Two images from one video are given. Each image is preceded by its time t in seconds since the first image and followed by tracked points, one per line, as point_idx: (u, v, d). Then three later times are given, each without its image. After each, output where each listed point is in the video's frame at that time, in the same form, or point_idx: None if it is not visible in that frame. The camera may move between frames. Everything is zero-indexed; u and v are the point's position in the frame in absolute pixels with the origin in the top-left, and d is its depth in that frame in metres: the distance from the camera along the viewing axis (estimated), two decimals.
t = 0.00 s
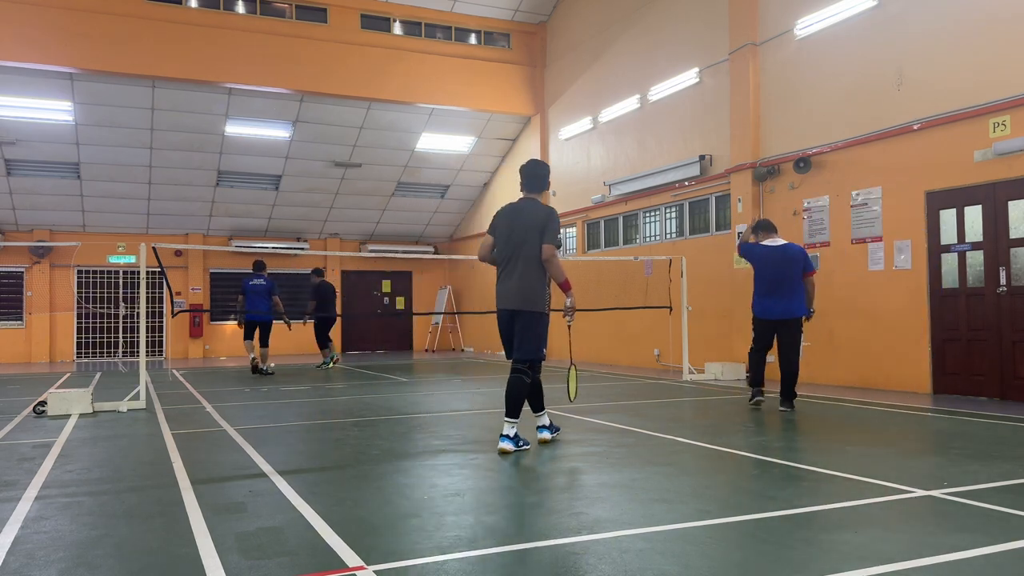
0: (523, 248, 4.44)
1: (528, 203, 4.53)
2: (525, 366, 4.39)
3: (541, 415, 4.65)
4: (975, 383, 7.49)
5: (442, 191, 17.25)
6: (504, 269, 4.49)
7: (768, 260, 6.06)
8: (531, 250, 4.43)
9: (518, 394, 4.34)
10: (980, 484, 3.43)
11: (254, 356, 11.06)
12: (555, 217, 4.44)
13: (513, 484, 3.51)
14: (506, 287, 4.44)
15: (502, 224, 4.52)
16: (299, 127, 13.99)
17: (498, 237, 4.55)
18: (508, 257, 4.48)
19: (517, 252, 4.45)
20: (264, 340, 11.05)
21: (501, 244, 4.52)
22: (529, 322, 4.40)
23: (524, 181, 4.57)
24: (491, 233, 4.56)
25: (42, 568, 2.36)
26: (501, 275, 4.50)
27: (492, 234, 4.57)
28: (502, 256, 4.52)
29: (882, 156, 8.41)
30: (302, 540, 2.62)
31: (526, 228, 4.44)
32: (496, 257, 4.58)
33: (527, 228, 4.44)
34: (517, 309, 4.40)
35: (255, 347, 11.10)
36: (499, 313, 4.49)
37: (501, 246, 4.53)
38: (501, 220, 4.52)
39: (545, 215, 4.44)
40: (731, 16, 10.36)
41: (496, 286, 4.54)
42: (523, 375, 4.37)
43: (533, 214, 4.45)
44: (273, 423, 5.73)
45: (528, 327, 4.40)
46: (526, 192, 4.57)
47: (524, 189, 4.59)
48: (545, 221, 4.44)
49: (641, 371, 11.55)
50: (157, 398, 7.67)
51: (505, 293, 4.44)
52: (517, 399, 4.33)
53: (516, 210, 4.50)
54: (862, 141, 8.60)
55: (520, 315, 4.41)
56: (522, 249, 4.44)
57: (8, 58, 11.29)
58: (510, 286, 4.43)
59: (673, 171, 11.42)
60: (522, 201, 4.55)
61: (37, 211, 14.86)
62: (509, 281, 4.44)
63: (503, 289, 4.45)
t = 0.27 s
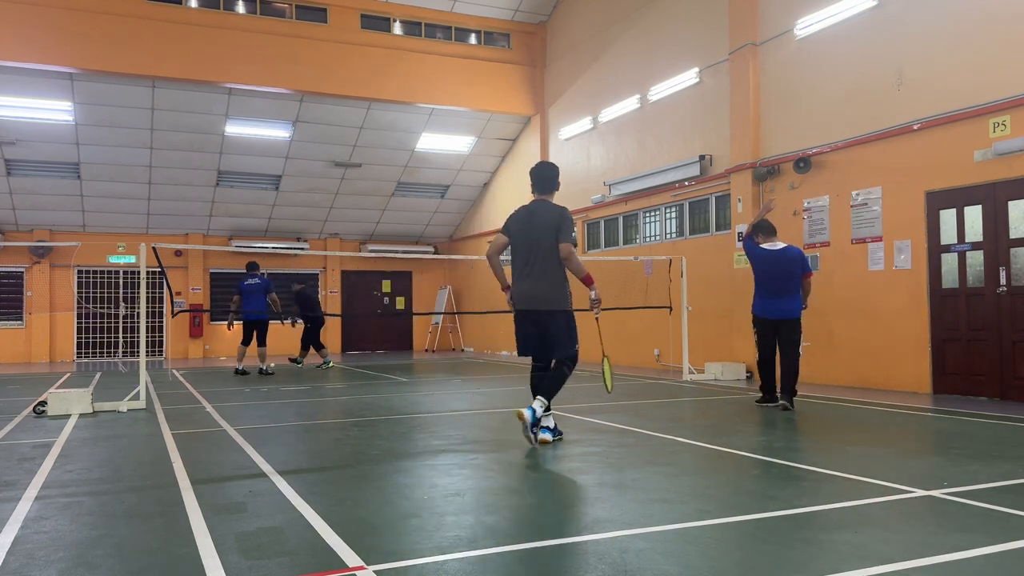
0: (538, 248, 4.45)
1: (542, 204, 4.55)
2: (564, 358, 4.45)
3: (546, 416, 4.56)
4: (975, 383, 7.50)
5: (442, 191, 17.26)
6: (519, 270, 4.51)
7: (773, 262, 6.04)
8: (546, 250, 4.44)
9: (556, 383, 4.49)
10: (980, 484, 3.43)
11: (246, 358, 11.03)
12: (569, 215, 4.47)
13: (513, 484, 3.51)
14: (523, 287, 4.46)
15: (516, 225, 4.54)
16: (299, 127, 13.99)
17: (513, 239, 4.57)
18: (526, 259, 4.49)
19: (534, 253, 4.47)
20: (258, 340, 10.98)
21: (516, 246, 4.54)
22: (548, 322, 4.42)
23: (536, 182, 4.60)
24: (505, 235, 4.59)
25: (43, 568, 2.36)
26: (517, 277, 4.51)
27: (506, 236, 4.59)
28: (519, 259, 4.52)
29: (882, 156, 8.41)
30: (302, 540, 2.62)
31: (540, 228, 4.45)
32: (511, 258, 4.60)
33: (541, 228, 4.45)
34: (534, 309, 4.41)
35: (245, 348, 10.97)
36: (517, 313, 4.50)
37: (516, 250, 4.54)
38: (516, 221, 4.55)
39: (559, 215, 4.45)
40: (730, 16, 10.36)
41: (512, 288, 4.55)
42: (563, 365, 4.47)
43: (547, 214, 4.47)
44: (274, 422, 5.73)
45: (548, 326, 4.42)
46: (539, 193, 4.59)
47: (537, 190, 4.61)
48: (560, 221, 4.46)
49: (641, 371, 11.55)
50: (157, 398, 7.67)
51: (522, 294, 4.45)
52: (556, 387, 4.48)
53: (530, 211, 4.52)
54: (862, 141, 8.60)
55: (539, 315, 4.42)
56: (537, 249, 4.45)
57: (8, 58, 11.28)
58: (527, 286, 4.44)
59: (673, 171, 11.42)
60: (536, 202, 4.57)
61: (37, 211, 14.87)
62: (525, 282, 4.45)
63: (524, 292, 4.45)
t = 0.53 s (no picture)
0: (557, 250, 4.62)
1: (558, 206, 4.73)
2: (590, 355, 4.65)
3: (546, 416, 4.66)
4: (975, 383, 7.50)
5: (442, 191, 17.27)
6: (537, 271, 4.67)
7: (786, 262, 6.09)
8: (565, 252, 4.62)
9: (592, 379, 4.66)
10: (980, 484, 3.43)
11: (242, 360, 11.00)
12: (587, 218, 4.69)
13: (513, 483, 3.51)
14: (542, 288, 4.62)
15: (533, 227, 4.70)
16: (299, 127, 13.99)
17: (531, 241, 4.69)
18: (547, 260, 4.64)
19: (555, 255, 4.62)
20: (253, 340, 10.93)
21: (533, 247, 4.69)
22: (568, 321, 4.61)
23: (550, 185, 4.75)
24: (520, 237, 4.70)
25: (43, 568, 2.36)
26: (534, 278, 4.67)
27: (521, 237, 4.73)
28: (539, 261, 4.66)
29: (882, 156, 8.40)
30: (302, 540, 2.62)
31: (559, 231, 4.63)
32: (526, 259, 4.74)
33: (560, 231, 4.63)
34: (554, 310, 4.59)
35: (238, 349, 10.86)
36: (536, 313, 4.66)
37: (535, 251, 4.66)
38: (532, 223, 4.70)
39: (577, 218, 4.65)
40: (730, 15, 10.36)
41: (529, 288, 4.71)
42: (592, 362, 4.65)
43: (564, 217, 4.65)
44: (274, 422, 5.73)
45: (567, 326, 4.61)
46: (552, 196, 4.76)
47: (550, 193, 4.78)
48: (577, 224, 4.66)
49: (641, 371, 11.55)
50: (157, 398, 7.68)
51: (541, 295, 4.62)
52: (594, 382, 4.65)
53: (546, 214, 4.69)
54: (862, 141, 8.60)
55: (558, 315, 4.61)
56: (556, 251, 4.62)
57: (8, 58, 11.28)
58: (547, 287, 4.61)
59: (673, 171, 11.42)
60: (551, 205, 4.74)
61: (37, 211, 14.87)
62: (545, 283, 4.62)
63: (547, 292, 4.60)
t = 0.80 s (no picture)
0: (581, 250, 4.73)
1: (581, 209, 4.83)
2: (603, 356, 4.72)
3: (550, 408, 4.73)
4: (975, 383, 7.50)
5: (442, 191, 17.27)
6: (560, 269, 4.75)
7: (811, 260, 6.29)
8: (589, 252, 4.75)
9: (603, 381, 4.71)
10: (980, 484, 3.42)
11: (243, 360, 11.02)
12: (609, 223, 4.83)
13: (513, 483, 3.51)
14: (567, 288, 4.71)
15: (556, 227, 4.78)
16: (299, 127, 13.99)
17: (555, 241, 4.77)
18: (571, 261, 4.73)
19: (579, 256, 4.73)
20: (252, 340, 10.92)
21: (556, 247, 4.77)
22: (589, 320, 4.72)
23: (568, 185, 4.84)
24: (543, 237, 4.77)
25: (43, 568, 2.36)
26: (557, 277, 4.75)
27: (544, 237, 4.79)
28: (562, 261, 4.75)
29: (882, 156, 8.40)
30: (302, 541, 2.62)
31: (582, 231, 4.75)
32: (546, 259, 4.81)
33: (584, 232, 4.74)
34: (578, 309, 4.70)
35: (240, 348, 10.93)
36: (558, 312, 4.74)
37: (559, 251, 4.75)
38: (557, 224, 4.78)
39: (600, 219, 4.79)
40: (730, 15, 10.36)
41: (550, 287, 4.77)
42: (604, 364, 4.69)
43: (586, 217, 4.77)
44: (274, 422, 5.73)
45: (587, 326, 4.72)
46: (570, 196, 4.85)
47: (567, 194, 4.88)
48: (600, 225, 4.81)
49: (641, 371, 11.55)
50: (157, 398, 7.68)
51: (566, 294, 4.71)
52: (609, 384, 4.67)
53: (569, 214, 4.79)
54: (862, 141, 8.60)
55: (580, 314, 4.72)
56: (580, 251, 4.73)
57: (8, 58, 11.28)
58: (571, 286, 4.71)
59: (673, 171, 11.42)
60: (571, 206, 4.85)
61: (37, 211, 14.87)
62: (570, 282, 4.71)
63: (571, 293, 4.70)
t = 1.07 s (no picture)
0: (597, 251, 4.81)
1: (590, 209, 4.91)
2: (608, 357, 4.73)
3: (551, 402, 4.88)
4: (975, 383, 7.50)
5: (442, 191, 17.27)
6: (577, 268, 4.75)
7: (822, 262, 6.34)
8: (602, 254, 4.85)
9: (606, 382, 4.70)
10: (980, 484, 3.42)
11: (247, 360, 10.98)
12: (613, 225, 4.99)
13: (513, 484, 3.51)
14: (584, 288, 4.73)
15: (574, 227, 4.77)
16: (299, 127, 13.99)
17: (571, 238, 4.77)
18: (586, 259, 4.77)
19: (593, 255, 4.80)
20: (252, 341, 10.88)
21: (573, 246, 4.77)
22: (600, 318, 4.78)
23: (580, 186, 4.86)
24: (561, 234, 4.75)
25: (43, 568, 2.36)
26: (573, 274, 4.74)
27: (562, 236, 4.74)
28: (577, 259, 4.76)
29: (882, 156, 8.40)
30: (302, 541, 2.62)
31: (598, 233, 4.83)
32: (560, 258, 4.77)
33: (600, 233, 4.83)
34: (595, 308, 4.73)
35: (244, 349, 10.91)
36: (574, 309, 4.72)
37: (574, 249, 4.76)
38: (572, 221, 4.79)
39: (609, 223, 4.93)
40: (730, 15, 10.36)
41: (567, 286, 4.72)
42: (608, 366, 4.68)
43: (600, 220, 4.87)
44: (274, 422, 5.73)
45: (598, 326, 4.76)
46: (581, 198, 4.89)
47: (576, 196, 4.91)
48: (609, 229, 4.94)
49: (641, 371, 11.55)
50: (156, 398, 7.68)
51: (583, 293, 4.72)
52: (610, 382, 4.65)
53: (585, 215, 4.83)
54: (862, 141, 8.60)
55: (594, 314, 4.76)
56: (596, 252, 4.81)
57: (8, 58, 11.28)
58: (588, 286, 4.74)
59: (673, 171, 11.41)
60: (582, 208, 4.89)
61: (37, 211, 14.87)
62: (588, 282, 4.74)
63: (587, 290, 4.72)
